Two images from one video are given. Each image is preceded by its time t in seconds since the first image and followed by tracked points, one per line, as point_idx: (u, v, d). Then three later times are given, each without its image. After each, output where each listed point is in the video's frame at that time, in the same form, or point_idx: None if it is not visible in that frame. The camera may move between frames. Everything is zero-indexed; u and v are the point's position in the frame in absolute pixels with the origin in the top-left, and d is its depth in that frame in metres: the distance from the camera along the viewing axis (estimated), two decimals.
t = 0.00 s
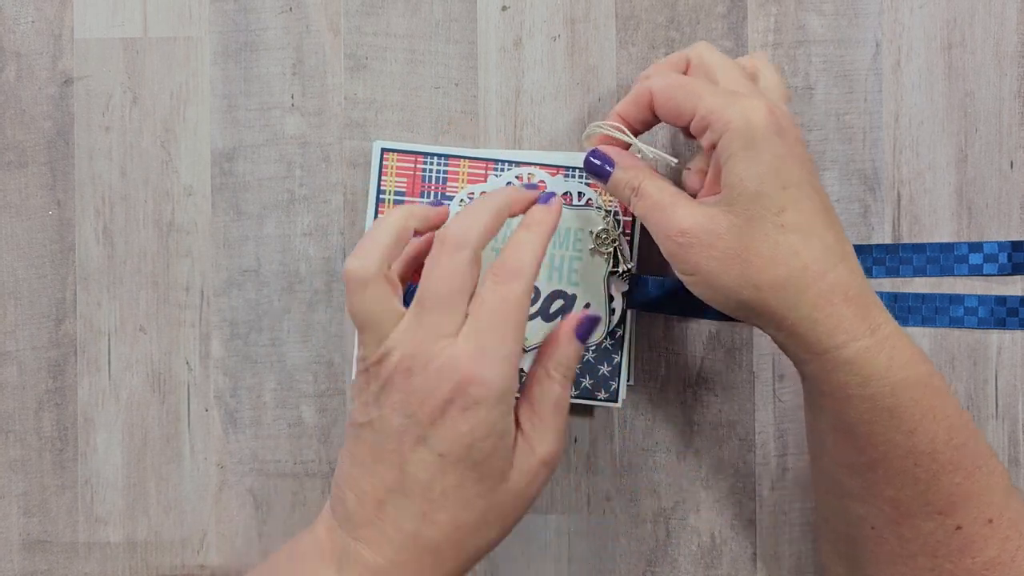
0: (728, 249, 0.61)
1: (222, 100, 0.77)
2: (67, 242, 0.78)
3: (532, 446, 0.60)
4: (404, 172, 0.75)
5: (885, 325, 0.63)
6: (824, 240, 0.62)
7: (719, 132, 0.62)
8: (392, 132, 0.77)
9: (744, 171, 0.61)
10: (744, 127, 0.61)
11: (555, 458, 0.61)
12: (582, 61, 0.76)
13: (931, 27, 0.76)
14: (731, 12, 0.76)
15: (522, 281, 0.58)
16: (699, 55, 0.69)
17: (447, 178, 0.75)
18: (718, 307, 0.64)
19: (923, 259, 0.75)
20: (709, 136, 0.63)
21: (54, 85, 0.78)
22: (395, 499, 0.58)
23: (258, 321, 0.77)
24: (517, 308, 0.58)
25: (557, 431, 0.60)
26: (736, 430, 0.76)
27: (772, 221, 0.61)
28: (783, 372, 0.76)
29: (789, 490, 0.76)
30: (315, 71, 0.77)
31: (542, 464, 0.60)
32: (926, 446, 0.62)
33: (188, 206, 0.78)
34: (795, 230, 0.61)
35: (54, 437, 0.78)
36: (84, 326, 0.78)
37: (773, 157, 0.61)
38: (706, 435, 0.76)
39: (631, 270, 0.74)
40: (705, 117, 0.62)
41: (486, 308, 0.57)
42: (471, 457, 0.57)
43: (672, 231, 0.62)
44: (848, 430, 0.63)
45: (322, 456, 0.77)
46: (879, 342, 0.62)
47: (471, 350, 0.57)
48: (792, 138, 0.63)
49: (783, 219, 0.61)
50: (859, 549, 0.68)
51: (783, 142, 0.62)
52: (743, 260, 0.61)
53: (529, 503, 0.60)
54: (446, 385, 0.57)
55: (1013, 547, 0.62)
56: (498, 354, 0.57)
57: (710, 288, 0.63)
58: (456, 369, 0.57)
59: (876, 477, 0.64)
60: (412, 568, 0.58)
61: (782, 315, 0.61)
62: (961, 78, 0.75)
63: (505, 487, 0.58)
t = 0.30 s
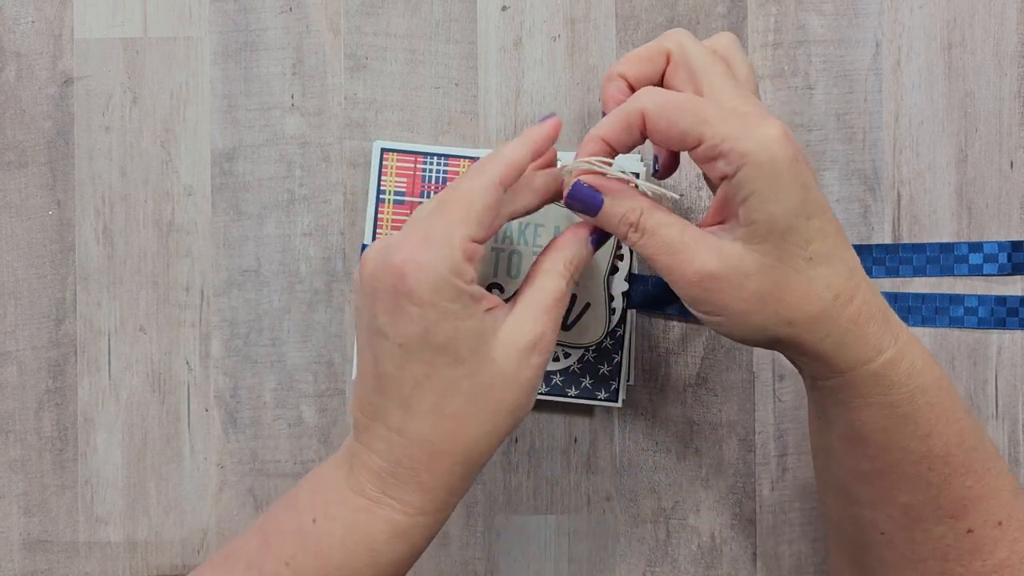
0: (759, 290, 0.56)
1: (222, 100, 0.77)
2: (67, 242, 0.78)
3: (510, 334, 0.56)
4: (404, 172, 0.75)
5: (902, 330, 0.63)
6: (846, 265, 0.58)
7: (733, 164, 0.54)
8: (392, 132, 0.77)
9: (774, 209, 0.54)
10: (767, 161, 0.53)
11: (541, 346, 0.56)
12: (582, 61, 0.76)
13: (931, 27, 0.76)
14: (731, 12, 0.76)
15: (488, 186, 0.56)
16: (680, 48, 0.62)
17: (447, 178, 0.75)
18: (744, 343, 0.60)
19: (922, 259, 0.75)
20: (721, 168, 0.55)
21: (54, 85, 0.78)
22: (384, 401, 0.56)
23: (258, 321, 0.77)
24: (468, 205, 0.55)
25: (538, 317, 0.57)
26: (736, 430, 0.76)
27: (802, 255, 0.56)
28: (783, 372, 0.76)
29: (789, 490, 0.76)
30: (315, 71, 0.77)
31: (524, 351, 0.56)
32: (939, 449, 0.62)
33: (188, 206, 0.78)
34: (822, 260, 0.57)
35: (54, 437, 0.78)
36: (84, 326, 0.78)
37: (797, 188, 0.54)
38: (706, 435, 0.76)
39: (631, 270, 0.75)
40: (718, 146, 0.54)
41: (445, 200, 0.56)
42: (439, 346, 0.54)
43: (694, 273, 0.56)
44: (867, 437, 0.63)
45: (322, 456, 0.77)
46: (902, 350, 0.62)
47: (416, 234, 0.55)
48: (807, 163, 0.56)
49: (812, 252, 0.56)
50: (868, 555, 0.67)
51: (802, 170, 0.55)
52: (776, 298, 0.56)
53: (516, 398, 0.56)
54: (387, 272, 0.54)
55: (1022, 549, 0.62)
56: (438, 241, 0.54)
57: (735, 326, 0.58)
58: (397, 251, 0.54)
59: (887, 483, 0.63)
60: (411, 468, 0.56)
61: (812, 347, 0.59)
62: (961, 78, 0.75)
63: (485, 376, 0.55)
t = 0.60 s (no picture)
0: (757, 310, 0.55)
1: (222, 100, 0.77)
2: (67, 242, 0.78)
3: (476, 333, 0.55)
4: (404, 172, 0.75)
5: (892, 331, 0.63)
6: (839, 278, 0.58)
7: (722, 189, 0.51)
8: (392, 132, 0.77)
9: (769, 234, 0.52)
10: (757, 187, 0.50)
11: (509, 350, 0.55)
12: (582, 60, 0.76)
13: (932, 27, 0.75)
14: (732, 11, 0.76)
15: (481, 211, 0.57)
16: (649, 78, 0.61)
17: (447, 177, 0.75)
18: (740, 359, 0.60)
19: (923, 259, 0.75)
20: (708, 192, 0.51)
21: (54, 84, 0.78)
22: (357, 397, 0.57)
23: (258, 321, 0.77)
24: (455, 221, 0.56)
25: (510, 319, 0.55)
26: (736, 430, 0.76)
27: (797, 275, 0.55)
28: (783, 372, 0.75)
29: (790, 491, 0.76)
30: (315, 71, 0.77)
31: (487, 353, 0.54)
32: (933, 451, 0.63)
33: (187, 206, 0.78)
34: (817, 278, 0.56)
35: (54, 437, 0.78)
36: (84, 326, 0.78)
37: (789, 209, 0.52)
38: (706, 436, 0.76)
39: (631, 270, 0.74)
40: (704, 169, 0.51)
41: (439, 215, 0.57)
42: (402, 337, 0.55)
43: (689, 295, 0.55)
44: (860, 442, 0.63)
45: (321, 456, 0.77)
46: (894, 353, 0.62)
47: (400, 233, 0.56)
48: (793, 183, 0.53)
49: (807, 270, 0.55)
50: (864, 559, 0.67)
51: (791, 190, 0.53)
52: (772, 315, 0.56)
53: (479, 398, 0.55)
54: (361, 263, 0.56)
55: (1017, 549, 0.62)
56: (413, 241, 0.55)
57: (732, 345, 0.58)
58: (376, 245, 0.56)
59: (882, 486, 0.64)
60: (375, 463, 0.56)
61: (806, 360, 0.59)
62: (961, 78, 0.75)
63: (446, 372, 0.55)
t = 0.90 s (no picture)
0: (781, 311, 0.54)
1: (222, 100, 0.77)
2: (66, 242, 0.78)
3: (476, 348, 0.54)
4: (404, 172, 0.75)
5: (900, 325, 0.63)
6: (855, 276, 0.57)
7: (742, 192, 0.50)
8: (391, 132, 0.77)
9: (793, 233, 0.51)
10: (777, 188, 0.49)
11: (511, 369, 0.54)
12: (582, 60, 0.76)
13: (932, 27, 0.75)
14: (732, 11, 0.76)
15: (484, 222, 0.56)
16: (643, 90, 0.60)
17: (447, 177, 0.75)
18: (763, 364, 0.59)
19: (923, 258, 0.75)
20: (727, 196, 0.50)
21: (53, 84, 0.78)
22: (353, 404, 0.57)
23: (258, 321, 0.77)
24: (458, 229, 0.55)
25: (513, 336, 0.54)
26: (736, 430, 0.76)
27: (818, 273, 0.54)
28: (783, 372, 0.75)
29: (790, 491, 0.75)
30: (315, 71, 0.77)
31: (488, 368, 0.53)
32: (942, 447, 0.62)
33: (187, 206, 0.78)
34: (836, 275, 0.55)
35: (54, 437, 0.78)
36: (84, 326, 0.78)
37: (807, 207, 0.51)
38: (707, 436, 0.76)
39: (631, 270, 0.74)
40: (723, 174, 0.50)
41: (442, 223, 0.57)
42: (400, 347, 0.54)
43: (713, 299, 0.53)
44: (871, 440, 0.63)
45: (321, 456, 0.77)
46: (904, 345, 0.62)
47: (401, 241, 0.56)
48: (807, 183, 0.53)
49: (828, 268, 0.54)
50: (869, 557, 0.67)
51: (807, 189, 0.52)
52: (796, 315, 0.55)
53: (475, 413, 0.54)
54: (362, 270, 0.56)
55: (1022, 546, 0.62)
56: (413, 249, 0.54)
57: (756, 348, 0.57)
58: (376, 252, 0.56)
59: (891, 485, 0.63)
60: (366, 473, 0.55)
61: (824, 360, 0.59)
62: (962, 78, 0.75)
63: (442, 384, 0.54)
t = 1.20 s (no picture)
0: (835, 289, 0.54)
1: (222, 100, 0.77)
2: (66, 242, 0.78)
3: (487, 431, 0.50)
4: (404, 172, 0.75)
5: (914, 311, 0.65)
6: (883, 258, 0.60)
7: (796, 169, 0.52)
8: (392, 132, 0.77)
9: (842, 207, 0.53)
10: (825, 161, 0.53)
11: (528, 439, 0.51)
12: (582, 60, 0.76)
13: (932, 27, 0.75)
14: (732, 11, 0.76)
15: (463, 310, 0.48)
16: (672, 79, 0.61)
17: (447, 177, 0.75)
18: (811, 349, 0.58)
19: (923, 258, 0.75)
20: (781, 174, 0.52)
21: (53, 84, 0.78)
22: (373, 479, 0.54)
23: (258, 320, 0.77)
24: (440, 339, 0.48)
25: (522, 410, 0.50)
26: (737, 430, 0.76)
27: (864, 250, 0.55)
28: (783, 372, 0.75)
29: (790, 491, 0.75)
30: (315, 71, 0.77)
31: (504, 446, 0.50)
32: (962, 433, 0.63)
33: (187, 205, 0.78)
34: (876, 254, 0.57)
35: (54, 437, 0.78)
36: (84, 326, 0.78)
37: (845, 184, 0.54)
38: (707, 436, 0.76)
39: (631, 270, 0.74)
40: (778, 151, 0.52)
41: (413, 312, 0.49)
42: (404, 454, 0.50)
43: (773, 281, 0.52)
44: (895, 427, 0.63)
45: (321, 456, 0.77)
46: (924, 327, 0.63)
47: (373, 349, 0.48)
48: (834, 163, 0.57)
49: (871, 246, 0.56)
50: (883, 554, 0.66)
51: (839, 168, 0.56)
52: (848, 295, 0.55)
53: (499, 489, 0.51)
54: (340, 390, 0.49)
55: None
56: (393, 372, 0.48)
57: (808, 332, 0.56)
58: (349, 374, 0.49)
59: (912, 475, 0.63)
60: (398, 548, 0.54)
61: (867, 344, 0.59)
62: (962, 78, 0.75)
63: (458, 475, 0.51)
